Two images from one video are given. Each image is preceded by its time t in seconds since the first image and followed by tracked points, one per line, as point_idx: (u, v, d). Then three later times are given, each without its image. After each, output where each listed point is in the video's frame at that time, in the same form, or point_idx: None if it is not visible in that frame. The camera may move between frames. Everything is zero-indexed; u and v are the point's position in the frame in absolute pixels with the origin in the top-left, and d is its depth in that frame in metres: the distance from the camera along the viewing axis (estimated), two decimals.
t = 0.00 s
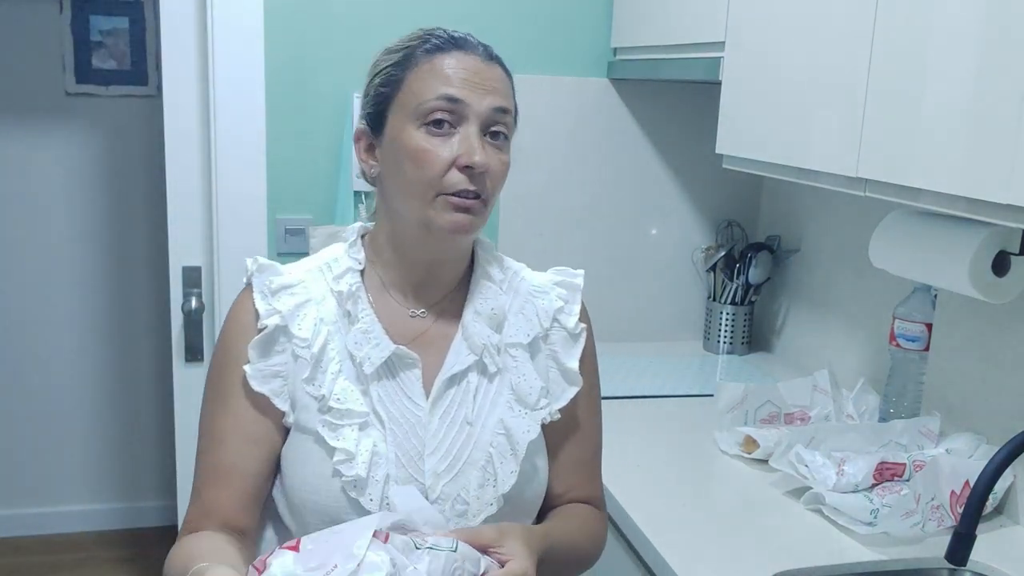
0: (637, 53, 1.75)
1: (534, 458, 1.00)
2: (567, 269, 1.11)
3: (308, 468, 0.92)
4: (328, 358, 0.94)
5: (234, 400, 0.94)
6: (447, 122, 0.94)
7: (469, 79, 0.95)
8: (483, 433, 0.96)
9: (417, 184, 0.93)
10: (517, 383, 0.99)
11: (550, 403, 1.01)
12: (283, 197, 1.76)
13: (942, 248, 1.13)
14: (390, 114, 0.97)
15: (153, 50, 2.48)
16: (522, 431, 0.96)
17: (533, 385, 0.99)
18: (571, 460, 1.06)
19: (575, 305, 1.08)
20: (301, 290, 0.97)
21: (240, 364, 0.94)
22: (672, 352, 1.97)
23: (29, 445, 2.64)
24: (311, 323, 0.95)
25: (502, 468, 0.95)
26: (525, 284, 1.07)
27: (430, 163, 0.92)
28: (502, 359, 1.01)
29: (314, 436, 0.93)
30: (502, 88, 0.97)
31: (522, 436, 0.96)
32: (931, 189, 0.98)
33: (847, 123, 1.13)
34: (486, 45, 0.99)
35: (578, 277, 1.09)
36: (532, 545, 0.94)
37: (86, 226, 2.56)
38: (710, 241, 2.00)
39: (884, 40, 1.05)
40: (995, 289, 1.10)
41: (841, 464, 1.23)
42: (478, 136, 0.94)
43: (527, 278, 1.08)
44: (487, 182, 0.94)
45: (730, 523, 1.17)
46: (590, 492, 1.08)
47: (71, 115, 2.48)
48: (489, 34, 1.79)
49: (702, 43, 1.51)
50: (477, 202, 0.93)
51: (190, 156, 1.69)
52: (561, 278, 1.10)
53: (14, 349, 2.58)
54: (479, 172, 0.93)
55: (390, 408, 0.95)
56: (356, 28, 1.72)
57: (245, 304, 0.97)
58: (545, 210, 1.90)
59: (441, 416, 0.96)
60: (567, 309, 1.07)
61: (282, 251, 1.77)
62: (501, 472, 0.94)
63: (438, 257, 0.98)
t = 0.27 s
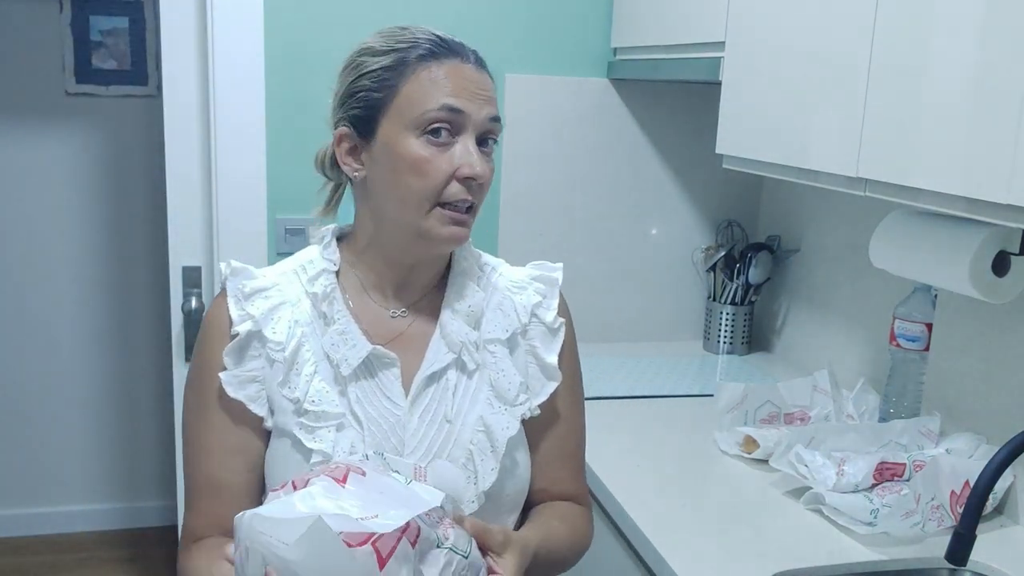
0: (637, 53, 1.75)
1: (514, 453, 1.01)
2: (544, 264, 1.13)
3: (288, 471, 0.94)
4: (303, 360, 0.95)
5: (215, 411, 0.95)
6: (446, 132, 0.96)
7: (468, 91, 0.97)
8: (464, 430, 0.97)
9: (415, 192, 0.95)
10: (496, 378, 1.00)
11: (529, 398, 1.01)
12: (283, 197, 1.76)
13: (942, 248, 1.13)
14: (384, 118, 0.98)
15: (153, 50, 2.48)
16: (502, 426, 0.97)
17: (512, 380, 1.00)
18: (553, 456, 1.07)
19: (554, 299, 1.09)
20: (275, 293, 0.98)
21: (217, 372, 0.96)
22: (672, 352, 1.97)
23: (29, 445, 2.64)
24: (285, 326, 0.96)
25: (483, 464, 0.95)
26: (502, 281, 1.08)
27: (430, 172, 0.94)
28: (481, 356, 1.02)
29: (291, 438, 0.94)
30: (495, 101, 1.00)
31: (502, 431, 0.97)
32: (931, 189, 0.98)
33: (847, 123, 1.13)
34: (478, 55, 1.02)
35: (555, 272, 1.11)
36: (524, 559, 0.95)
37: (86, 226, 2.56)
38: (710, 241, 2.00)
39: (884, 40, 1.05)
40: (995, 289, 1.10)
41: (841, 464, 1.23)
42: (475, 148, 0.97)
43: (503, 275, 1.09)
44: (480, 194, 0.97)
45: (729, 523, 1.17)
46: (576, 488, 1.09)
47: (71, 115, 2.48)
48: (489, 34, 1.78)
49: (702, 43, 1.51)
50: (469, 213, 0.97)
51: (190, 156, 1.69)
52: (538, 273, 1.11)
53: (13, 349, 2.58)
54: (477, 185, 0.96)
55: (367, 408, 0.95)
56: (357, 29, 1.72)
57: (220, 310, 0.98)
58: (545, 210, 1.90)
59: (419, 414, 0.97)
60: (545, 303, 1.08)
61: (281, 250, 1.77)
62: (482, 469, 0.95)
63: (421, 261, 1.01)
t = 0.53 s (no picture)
0: (637, 53, 1.75)
1: (517, 451, 1.01)
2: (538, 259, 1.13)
3: (295, 477, 0.93)
4: (306, 366, 0.95)
5: (221, 421, 0.95)
6: (416, 133, 0.96)
7: (438, 89, 0.96)
8: (465, 431, 0.97)
9: (388, 194, 0.95)
10: (496, 377, 1.00)
11: (529, 395, 1.02)
12: (283, 197, 1.76)
13: (942, 248, 1.13)
14: (358, 121, 0.98)
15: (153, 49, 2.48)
16: (503, 425, 0.97)
17: (511, 378, 1.00)
18: (554, 450, 1.07)
19: (549, 295, 1.09)
20: (273, 300, 0.98)
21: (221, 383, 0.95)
22: (672, 352, 1.97)
23: (29, 445, 2.64)
24: (286, 332, 0.96)
25: (486, 464, 0.96)
26: (496, 278, 1.09)
27: (401, 175, 0.94)
28: (479, 354, 1.02)
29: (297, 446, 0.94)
30: (470, 97, 0.99)
31: (504, 430, 0.97)
32: (931, 189, 0.98)
33: (847, 123, 1.13)
34: (454, 51, 1.01)
35: (550, 266, 1.11)
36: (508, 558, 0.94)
37: (86, 226, 2.56)
38: (710, 241, 2.00)
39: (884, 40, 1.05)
40: (995, 289, 1.10)
41: (841, 464, 1.23)
42: (447, 147, 0.96)
43: (497, 272, 1.09)
44: (456, 193, 0.96)
45: (730, 524, 1.17)
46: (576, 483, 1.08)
47: (71, 115, 2.48)
48: (489, 34, 1.78)
49: (702, 43, 1.51)
50: (445, 214, 0.96)
51: (190, 156, 1.69)
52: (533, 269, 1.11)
53: (13, 349, 2.58)
54: (449, 185, 0.95)
55: (369, 413, 0.95)
56: (357, 28, 1.72)
57: (218, 319, 0.98)
58: (545, 210, 1.89)
59: (421, 415, 0.97)
60: (540, 299, 1.08)
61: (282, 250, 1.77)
62: (486, 469, 0.95)
63: (409, 262, 1.01)
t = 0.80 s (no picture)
0: (637, 53, 1.75)
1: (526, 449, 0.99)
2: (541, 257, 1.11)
3: (303, 480, 0.91)
4: (314, 367, 0.93)
5: (227, 424, 0.92)
6: (386, 142, 0.90)
7: (407, 94, 0.90)
8: (474, 429, 0.95)
9: (361, 206, 0.91)
10: (504, 375, 0.98)
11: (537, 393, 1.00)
12: (283, 197, 1.76)
13: (942, 248, 1.13)
14: (336, 130, 0.94)
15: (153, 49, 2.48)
16: (513, 423, 0.96)
17: (519, 376, 0.98)
18: (563, 443, 1.03)
19: (554, 292, 1.07)
20: (279, 301, 0.95)
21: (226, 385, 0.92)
22: (672, 352, 1.97)
23: (29, 445, 2.64)
24: (293, 333, 0.93)
25: (495, 462, 0.95)
26: (500, 277, 1.06)
27: (370, 186, 0.90)
28: (486, 353, 1.00)
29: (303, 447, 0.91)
30: (446, 97, 0.91)
31: (513, 427, 0.95)
32: (931, 189, 0.98)
33: (847, 123, 1.13)
34: (433, 46, 0.93)
35: (554, 264, 1.10)
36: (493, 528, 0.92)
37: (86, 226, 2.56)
38: (710, 241, 2.00)
39: (885, 40, 1.05)
40: (995, 289, 1.10)
41: (841, 464, 1.23)
42: (418, 155, 0.90)
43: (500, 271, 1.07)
44: (430, 201, 0.90)
45: (730, 523, 1.17)
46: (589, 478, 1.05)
47: (71, 115, 2.48)
48: (489, 34, 1.78)
49: (702, 43, 1.51)
50: (421, 222, 0.91)
51: (190, 156, 1.69)
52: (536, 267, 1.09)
53: (13, 349, 2.58)
54: (418, 194, 0.89)
55: (377, 413, 0.93)
56: (357, 28, 1.73)
57: (224, 320, 0.95)
58: (545, 210, 1.89)
59: (429, 414, 0.95)
60: (545, 297, 1.06)
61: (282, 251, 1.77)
62: (495, 467, 0.94)
63: (402, 268, 0.97)
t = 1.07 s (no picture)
0: (637, 53, 1.75)
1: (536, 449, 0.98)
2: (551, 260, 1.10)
3: (314, 479, 0.90)
4: (325, 367, 0.93)
5: (238, 425, 0.92)
6: (387, 143, 0.90)
7: (407, 95, 0.90)
8: (484, 429, 0.95)
9: (364, 208, 0.91)
10: (512, 375, 0.98)
11: (546, 392, 0.99)
12: (284, 197, 1.76)
13: (943, 248, 1.13)
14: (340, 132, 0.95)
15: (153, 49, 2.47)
16: (522, 423, 0.95)
17: (528, 376, 0.98)
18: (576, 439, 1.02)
19: (562, 293, 1.06)
20: (290, 301, 0.95)
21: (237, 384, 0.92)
22: (672, 351, 1.97)
23: (28, 445, 2.64)
24: (305, 333, 0.94)
25: (504, 461, 0.94)
26: (509, 279, 1.05)
27: (371, 188, 0.90)
28: (495, 354, 0.99)
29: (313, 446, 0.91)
30: (447, 98, 0.91)
31: (522, 427, 0.95)
32: (931, 189, 0.99)
33: (846, 123, 1.13)
34: (434, 47, 0.93)
35: (562, 267, 1.08)
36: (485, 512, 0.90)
37: (86, 226, 2.56)
38: (710, 241, 2.00)
39: (885, 40, 1.05)
40: (995, 289, 1.10)
41: (841, 464, 1.23)
42: (419, 156, 0.90)
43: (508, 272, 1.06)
44: (432, 202, 0.90)
45: (730, 523, 1.17)
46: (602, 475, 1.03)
47: (71, 115, 2.48)
48: (490, 34, 1.78)
49: (701, 43, 1.52)
50: (423, 223, 0.91)
51: (190, 156, 1.70)
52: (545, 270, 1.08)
53: (13, 349, 2.58)
54: (419, 195, 0.89)
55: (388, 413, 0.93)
56: (357, 28, 1.73)
57: (236, 321, 0.95)
58: (545, 210, 1.89)
59: (440, 414, 0.95)
60: (554, 298, 1.05)
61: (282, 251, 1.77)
62: (503, 466, 0.94)
63: (408, 268, 0.97)
